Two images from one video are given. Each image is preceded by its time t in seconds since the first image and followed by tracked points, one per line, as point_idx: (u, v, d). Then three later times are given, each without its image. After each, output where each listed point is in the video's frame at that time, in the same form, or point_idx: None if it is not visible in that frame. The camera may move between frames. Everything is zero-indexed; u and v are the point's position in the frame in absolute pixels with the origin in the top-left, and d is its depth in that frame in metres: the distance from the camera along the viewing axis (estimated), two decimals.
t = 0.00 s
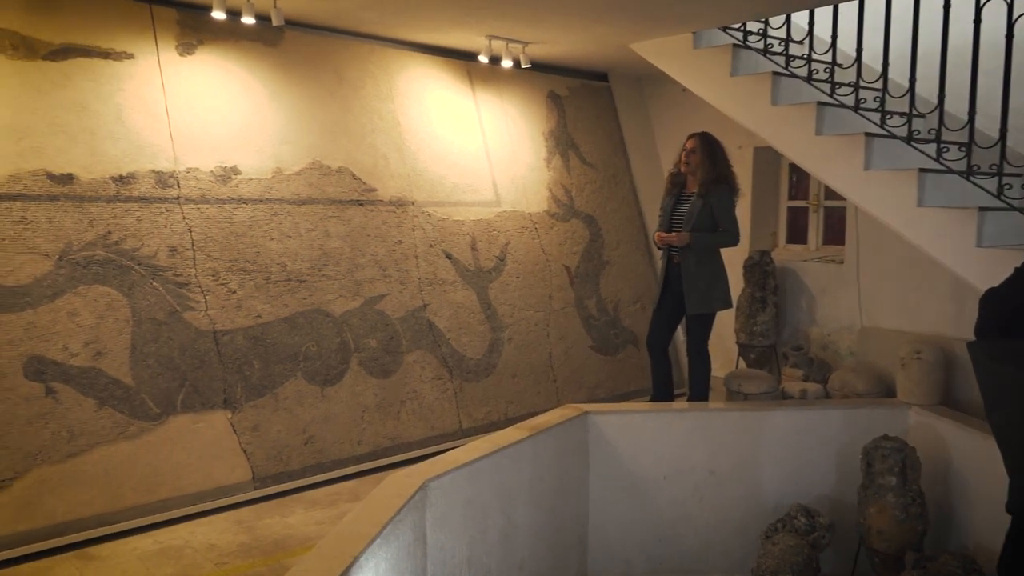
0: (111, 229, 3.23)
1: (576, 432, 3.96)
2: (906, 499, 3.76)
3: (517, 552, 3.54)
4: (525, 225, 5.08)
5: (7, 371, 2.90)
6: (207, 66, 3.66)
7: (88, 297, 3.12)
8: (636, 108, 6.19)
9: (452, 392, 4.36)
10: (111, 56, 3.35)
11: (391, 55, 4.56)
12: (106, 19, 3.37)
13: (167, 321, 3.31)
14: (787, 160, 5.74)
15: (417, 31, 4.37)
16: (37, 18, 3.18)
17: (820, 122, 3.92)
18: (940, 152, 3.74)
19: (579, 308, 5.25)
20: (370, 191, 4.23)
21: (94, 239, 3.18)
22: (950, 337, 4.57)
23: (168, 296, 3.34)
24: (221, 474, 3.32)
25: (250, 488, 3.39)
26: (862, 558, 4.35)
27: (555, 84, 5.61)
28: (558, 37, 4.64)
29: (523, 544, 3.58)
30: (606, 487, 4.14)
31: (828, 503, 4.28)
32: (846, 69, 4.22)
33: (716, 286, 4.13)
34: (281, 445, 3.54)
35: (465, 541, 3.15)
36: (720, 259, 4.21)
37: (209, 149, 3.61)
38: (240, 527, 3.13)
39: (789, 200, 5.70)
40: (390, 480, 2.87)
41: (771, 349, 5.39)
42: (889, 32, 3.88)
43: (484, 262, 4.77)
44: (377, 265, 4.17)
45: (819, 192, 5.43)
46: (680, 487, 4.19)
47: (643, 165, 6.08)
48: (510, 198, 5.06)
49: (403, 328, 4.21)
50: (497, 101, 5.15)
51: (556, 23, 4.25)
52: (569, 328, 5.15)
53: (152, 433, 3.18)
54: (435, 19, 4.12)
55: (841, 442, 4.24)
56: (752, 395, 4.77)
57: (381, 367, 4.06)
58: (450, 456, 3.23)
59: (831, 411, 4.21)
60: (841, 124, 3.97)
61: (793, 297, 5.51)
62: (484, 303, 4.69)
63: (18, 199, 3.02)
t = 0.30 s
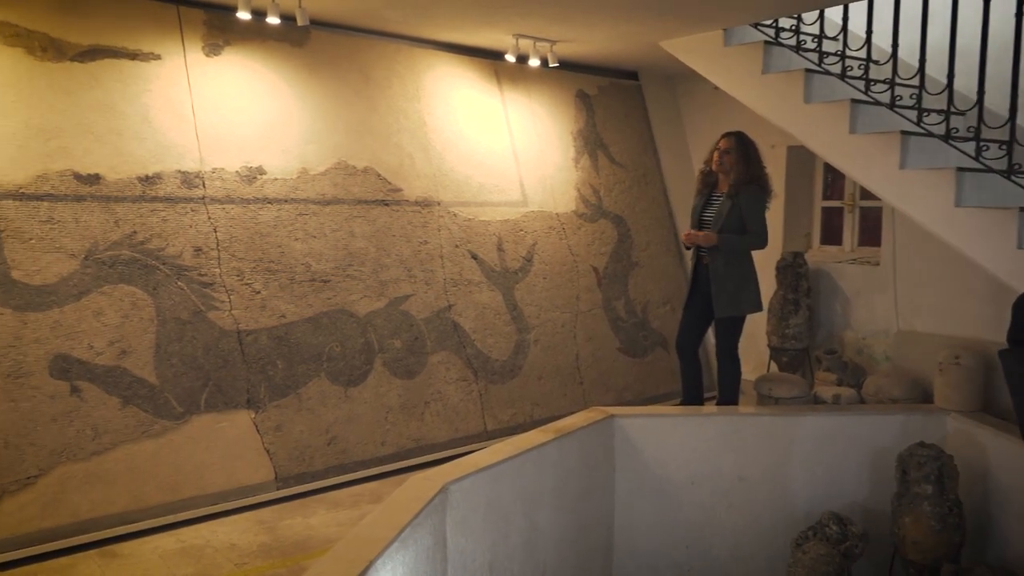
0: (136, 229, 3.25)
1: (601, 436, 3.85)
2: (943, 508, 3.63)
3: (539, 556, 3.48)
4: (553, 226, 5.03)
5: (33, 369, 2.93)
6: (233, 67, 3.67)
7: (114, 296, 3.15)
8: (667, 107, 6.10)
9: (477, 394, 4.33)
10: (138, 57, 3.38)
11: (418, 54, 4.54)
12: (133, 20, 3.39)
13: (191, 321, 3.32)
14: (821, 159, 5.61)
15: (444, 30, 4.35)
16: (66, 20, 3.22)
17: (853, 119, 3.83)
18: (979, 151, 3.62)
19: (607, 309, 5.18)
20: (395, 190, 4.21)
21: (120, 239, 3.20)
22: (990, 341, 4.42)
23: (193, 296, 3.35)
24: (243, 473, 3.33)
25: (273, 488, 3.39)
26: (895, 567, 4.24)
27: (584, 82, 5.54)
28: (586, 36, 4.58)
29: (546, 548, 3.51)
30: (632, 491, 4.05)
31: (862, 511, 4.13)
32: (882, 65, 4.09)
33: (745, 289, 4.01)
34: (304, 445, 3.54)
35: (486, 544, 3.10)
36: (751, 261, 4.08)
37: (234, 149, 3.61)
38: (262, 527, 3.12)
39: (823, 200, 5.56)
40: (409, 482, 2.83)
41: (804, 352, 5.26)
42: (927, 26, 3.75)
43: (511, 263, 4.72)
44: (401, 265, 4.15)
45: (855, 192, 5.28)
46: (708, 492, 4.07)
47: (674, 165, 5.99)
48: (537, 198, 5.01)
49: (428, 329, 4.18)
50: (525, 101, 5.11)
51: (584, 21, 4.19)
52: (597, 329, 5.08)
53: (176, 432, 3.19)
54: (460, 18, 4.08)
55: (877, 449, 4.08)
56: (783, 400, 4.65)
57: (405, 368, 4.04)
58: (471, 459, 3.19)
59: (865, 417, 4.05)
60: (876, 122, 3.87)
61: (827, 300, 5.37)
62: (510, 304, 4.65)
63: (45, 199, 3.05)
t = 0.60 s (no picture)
0: (167, 229, 3.27)
1: (631, 438, 3.74)
2: (987, 519, 3.50)
3: (568, 560, 3.37)
4: (585, 226, 4.96)
5: (64, 368, 2.97)
6: (262, 67, 3.68)
7: (144, 296, 3.17)
8: (703, 105, 5.99)
9: (506, 395, 4.29)
10: (169, 59, 3.40)
11: (449, 54, 4.52)
12: (164, 22, 3.42)
13: (220, 321, 3.34)
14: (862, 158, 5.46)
15: (475, 29, 4.32)
16: (98, 23, 3.25)
17: (893, 117, 3.72)
18: None
19: (639, 311, 5.10)
20: (425, 190, 4.19)
21: (150, 239, 3.23)
22: None
23: (222, 296, 3.37)
24: (271, 473, 3.34)
25: (300, 488, 3.40)
26: None
27: (617, 81, 5.47)
28: (619, 33, 4.52)
29: (575, 553, 3.40)
30: (663, 496, 3.92)
31: (902, 521, 3.97)
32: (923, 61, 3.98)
33: (779, 291, 3.89)
34: (332, 445, 3.55)
35: (512, 548, 3.02)
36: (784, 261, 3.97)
37: (264, 150, 3.63)
38: (288, 527, 3.12)
39: (864, 200, 5.39)
40: (434, 484, 2.80)
41: (843, 356, 5.11)
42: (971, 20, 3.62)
43: (541, 263, 4.67)
44: (431, 266, 4.13)
45: (897, 191, 5.11)
46: (742, 498, 3.93)
47: (710, 164, 5.88)
48: (569, 198, 4.95)
49: (457, 330, 4.16)
50: (557, 100, 5.06)
51: (616, 18, 4.13)
52: (629, 331, 5.01)
53: (204, 431, 3.22)
54: (491, 16, 4.05)
55: (918, 456, 3.92)
56: (820, 405, 4.51)
57: (434, 369, 4.02)
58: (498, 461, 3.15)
59: (906, 422, 3.89)
60: (917, 119, 3.75)
61: (867, 302, 5.22)
62: (541, 306, 4.60)
63: (78, 200, 3.09)
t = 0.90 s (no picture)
0: (199, 229, 3.30)
1: (664, 443, 3.61)
2: None
3: (597, 567, 3.28)
4: (619, 226, 4.89)
5: (98, 367, 3.01)
6: (294, 68, 3.69)
7: (177, 296, 3.21)
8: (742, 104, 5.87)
9: (538, 397, 4.26)
10: (203, 60, 3.43)
11: (482, 53, 4.49)
12: (198, 24, 3.45)
13: (252, 321, 3.36)
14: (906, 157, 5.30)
15: (508, 27, 4.28)
16: (134, 26, 3.29)
17: (937, 115, 3.59)
18: None
19: (675, 312, 5.02)
20: (457, 190, 4.17)
21: (183, 239, 3.26)
22: None
23: (253, 296, 3.39)
24: (300, 472, 3.36)
25: (330, 488, 3.41)
26: None
27: (654, 79, 5.38)
28: (654, 31, 4.45)
29: (605, 559, 3.32)
30: (697, 503, 3.77)
31: (947, 532, 3.81)
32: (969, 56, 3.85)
33: (815, 292, 3.79)
34: (361, 445, 3.55)
35: (539, 553, 2.97)
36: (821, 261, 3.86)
37: (297, 150, 3.64)
38: (316, 528, 3.13)
39: (910, 199, 5.19)
40: (460, 486, 2.77)
41: (885, 361, 4.96)
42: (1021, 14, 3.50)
43: (575, 264, 4.61)
44: (462, 266, 4.11)
45: (943, 191, 4.95)
46: (778, 506, 3.78)
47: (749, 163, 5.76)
48: (603, 198, 4.88)
49: (488, 331, 4.13)
50: (592, 99, 5.00)
51: (651, 16, 4.06)
52: (664, 333, 4.93)
53: (234, 430, 3.24)
54: (523, 15, 4.01)
55: (963, 465, 3.76)
56: (860, 411, 4.36)
57: (465, 370, 4.00)
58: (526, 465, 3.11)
59: (951, 430, 3.72)
60: (962, 117, 3.62)
61: (910, 305, 5.05)
62: (574, 307, 4.54)
63: (112, 200, 3.13)
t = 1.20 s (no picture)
0: (231, 229, 3.33)
1: (697, 448, 3.52)
2: None
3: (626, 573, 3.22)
4: (653, 227, 4.81)
5: (130, 365, 3.05)
6: (325, 68, 3.70)
7: (209, 295, 3.23)
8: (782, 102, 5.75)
9: (570, 400, 4.21)
10: (236, 62, 3.46)
11: (516, 52, 4.46)
12: (231, 25, 3.48)
13: (282, 320, 3.38)
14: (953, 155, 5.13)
15: (541, 26, 4.24)
16: (168, 28, 3.33)
17: (985, 112, 3.52)
18: None
19: (710, 315, 4.93)
20: (489, 191, 4.14)
21: (215, 239, 3.28)
22: None
23: (284, 296, 3.40)
24: (329, 472, 3.37)
25: (359, 489, 3.42)
26: None
27: (692, 77, 5.29)
28: (689, 28, 4.37)
29: (635, 566, 3.25)
30: (731, 509, 3.67)
31: (994, 545, 3.64)
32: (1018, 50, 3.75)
33: (845, 292, 3.67)
34: (390, 446, 3.56)
35: (568, 558, 2.92)
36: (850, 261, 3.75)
37: (329, 151, 3.65)
38: (344, 528, 3.13)
39: (956, 199, 5.05)
40: (486, 488, 2.73)
41: (929, 365, 4.80)
42: None
43: (608, 265, 4.55)
44: (494, 267, 4.08)
45: (990, 191, 4.83)
46: (815, 514, 3.65)
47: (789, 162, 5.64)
48: (638, 198, 4.81)
49: (519, 332, 4.10)
50: (627, 98, 4.93)
51: (686, 12, 3.98)
52: (699, 335, 4.84)
53: (264, 430, 3.26)
54: (557, 13, 3.96)
55: (1012, 475, 3.58)
56: (902, 417, 4.23)
57: (496, 372, 3.97)
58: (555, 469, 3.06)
59: (999, 438, 3.55)
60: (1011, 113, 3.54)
61: (956, 308, 4.89)
62: (607, 309, 4.48)
63: (146, 201, 3.17)
